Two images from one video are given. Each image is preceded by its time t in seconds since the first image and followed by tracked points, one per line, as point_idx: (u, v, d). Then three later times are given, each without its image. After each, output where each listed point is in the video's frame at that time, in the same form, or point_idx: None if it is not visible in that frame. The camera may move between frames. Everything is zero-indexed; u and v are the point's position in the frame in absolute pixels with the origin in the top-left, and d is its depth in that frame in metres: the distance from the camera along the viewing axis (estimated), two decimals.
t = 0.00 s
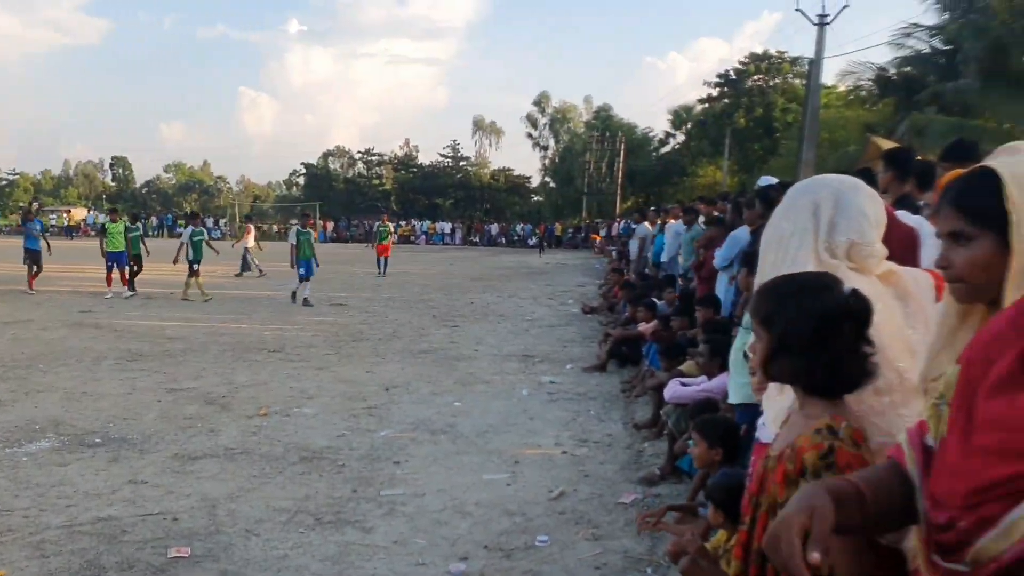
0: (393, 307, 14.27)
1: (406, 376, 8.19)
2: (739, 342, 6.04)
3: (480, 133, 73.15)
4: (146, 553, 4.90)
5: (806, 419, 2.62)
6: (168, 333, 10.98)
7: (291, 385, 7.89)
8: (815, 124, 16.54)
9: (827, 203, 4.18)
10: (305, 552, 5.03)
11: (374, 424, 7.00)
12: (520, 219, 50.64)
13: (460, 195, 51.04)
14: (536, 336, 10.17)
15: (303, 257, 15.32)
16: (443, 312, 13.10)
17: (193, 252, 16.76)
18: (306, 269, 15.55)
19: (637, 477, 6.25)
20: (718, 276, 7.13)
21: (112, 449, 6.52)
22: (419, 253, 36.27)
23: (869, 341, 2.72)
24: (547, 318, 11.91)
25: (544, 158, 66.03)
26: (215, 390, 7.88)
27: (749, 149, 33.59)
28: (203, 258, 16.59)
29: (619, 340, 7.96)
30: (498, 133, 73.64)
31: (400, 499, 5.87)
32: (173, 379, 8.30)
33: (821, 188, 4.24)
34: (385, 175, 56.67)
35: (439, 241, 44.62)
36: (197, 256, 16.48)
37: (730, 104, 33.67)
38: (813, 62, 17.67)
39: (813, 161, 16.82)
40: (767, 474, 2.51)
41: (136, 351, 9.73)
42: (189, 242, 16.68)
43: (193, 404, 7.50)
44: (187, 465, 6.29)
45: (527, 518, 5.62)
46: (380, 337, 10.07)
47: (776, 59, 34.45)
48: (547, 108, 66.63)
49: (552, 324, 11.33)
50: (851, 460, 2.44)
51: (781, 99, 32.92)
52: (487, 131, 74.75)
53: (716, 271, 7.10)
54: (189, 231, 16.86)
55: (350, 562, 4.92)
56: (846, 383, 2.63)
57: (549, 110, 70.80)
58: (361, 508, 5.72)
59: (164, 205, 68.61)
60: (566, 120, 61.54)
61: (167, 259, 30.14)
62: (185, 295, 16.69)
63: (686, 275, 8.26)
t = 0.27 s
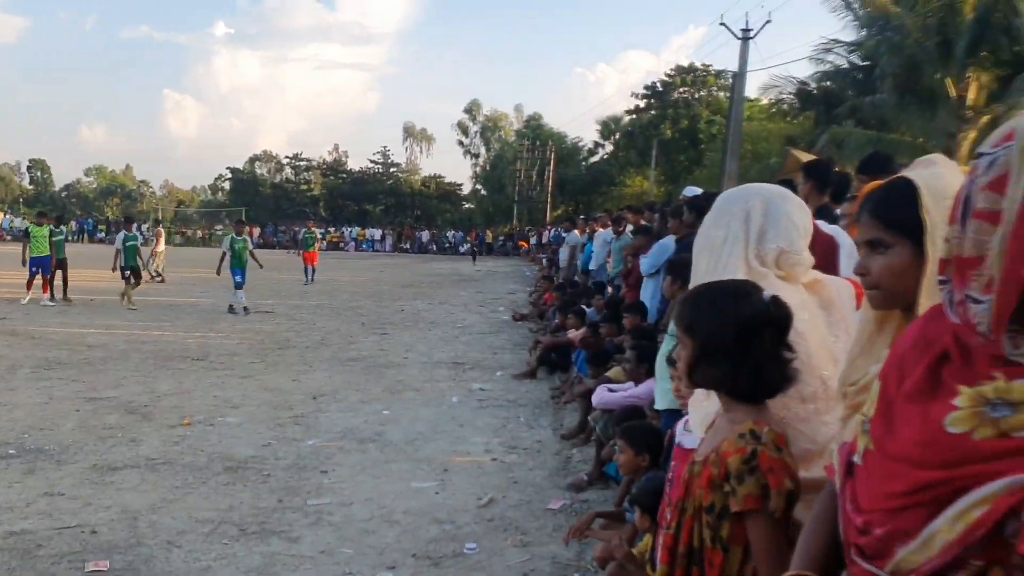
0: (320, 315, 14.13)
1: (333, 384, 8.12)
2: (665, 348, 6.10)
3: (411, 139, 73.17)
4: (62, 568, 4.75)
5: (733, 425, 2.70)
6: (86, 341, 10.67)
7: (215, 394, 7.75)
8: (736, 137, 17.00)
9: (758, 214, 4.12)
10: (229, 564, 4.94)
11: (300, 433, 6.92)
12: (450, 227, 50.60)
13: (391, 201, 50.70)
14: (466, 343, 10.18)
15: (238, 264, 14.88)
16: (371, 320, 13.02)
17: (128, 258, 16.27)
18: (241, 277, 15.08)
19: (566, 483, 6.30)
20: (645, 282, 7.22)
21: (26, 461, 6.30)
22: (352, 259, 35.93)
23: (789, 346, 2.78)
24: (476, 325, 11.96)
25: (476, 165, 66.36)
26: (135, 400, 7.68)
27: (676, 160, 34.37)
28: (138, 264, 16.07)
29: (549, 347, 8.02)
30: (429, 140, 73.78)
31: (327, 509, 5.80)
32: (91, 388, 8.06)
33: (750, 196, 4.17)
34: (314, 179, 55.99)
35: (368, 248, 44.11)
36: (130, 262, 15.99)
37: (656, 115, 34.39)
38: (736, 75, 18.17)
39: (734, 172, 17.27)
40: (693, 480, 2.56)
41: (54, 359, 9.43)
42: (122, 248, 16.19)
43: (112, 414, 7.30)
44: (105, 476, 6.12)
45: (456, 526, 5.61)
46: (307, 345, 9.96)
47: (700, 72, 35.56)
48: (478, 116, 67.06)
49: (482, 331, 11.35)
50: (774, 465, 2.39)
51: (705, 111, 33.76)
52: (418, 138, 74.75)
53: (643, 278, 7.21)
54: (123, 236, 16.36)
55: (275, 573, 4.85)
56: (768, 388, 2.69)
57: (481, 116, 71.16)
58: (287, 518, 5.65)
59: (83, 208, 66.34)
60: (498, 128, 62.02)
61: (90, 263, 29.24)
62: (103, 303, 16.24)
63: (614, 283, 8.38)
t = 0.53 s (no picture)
0: (242, 331, 13.89)
1: (256, 402, 7.99)
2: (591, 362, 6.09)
3: (339, 153, 72.82)
4: None
5: (656, 438, 2.76)
6: None
7: (133, 412, 7.55)
8: (659, 156, 17.30)
9: (688, 229, 4.20)
10: None
11: (222, 452, 6.78)
12: (378, 241, 50.23)
13: (316, 215, 49.99)
14: (393, 360, 10.13)
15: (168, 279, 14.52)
16: (295, 336, 12.86)
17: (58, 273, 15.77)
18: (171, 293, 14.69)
19: (493, 498, 6.26)
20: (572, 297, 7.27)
21: None
22: (279, 274, 35.39)
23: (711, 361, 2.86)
24: (403, 341, 11.92)
25: (405, 180, 66.35)
26: (49, 419, 7.42)
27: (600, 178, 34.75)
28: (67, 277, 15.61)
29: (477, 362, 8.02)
30: (357, 154, 73.58)
31: (249, 529, 5.67)
32: None
33: (681, 213, 4.27)
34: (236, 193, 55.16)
35: (293, 263, 43.31)
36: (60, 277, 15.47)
37: (582, 133, 34.92)
38: (660, 94, 18.52)
39: (658, 190, 17.57)
40: (620, 493, 2.63)
41: None
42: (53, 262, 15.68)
43: (24, 435, 7.04)
44: (16, 499, 5.89)
45: (381, 545, 5.52)
46: (229, 362, 9.77)
47: (625, 91, 35.69)
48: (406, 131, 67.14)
49: (409, 347, 11.31)
50: (697, 477, 2.49)
51: (630, 130, 34.41)
52: (346, 152, 74.37)
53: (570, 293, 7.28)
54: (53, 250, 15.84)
55: None
56: (690, 402, 2.74)
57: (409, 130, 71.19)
58: (208, 539, 5.50)
59: None
60: (427, 142, 62.18)
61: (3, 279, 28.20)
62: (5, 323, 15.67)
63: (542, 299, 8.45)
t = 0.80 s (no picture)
0: (191, 343, 13.70)
1: (206, 416, 7.87)
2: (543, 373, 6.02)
3: (291, 163, 72.35)
4: None
5: (609, 449, 2.73)
6: None
7: (78, 427, 7.40)
8: (612, 169, 17.39)
9: (647, 240, 4.20)
10: None
11: (170, 467, 6.66)
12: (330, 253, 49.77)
13: (267, 226, 49.40)
14: (345, 372, 10.05)
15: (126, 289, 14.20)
16: (246, 348, 12.72)
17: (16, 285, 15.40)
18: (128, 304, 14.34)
19: (445, 512, 6.20)
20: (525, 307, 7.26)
21: None
22: (231, 286, 34.90)
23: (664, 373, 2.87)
24: (356, 352, 11.85)
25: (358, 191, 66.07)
26: None
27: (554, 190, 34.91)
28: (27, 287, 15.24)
29: (431, 375, 7.99)
30: (309, 164, 73.14)
31: (197, 547, 5.53)
32: None
33: (642, 225, 4.28)
34: (185, 203, 54.34)
35: (243, 274, 42.75)
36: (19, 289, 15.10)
37: (536, 144, 35.12)
38: (612, 107, 18.65)
39: (611, 201, 17.71)
40: (573, 505, 2.67)
41: None
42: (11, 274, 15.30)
43: None
44: None
45: (331, 561, 5.40)
46: (178, 375, 9.62)
47: (578, 103, 36.05)
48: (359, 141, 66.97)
49: (362, 359, 11.22)
50: (648, 489, 2.53)
51: (583, 142, 34.67)
52: (298, 162, 73.83)
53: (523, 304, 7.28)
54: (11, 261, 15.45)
55: None
56: (641, 414, 2.73)
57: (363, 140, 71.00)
58: (154, 557, 5.35)
59: None
60: (381, 153, 62.02)
61: None
62: None
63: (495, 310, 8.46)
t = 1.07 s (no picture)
0: (158, 354, 13.47)
1: (173, 427, 7.71)
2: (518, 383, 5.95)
3: (262, 169, 71.89)
4: None
5: (585, 459, 2.66)
6: None
7: (42, 440, 7.20)
8: (587, 176, 17.32)
9: (628, 248, 4.07)
10: None
11: (137, 479, 6.50)
12: (302, 259, 49.35)
13: (237, 232, 48.87)
14: (316, 382, 9.91)
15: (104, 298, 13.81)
16: (215, 358, 12.53)
17: None
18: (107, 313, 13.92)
19: (420, 523, 6.06)
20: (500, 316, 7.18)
21: None
22: (203, 293, 34.36)
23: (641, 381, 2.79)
24: (327, 362, 11.72)
25: (331, 197, 65.71)
26: None
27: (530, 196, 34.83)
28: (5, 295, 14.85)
29: (404, 384, 7.91)
30: (282, 170, 72.75)
31: (165, 559, 5.29)
32: None
33: (621, 230, 4.14)
34: (155, 208, 53.57)
35: (214, 280, 42.19)
36: None
37: (511, 150, 35.11)
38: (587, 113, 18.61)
39: (586, 208, 17.66)
40: (547, 516, 2.61)
41: None
42: None
43: None
44: None
45: (304, 573, 5.20)
46: (145, 386, 9.43)
47: (553, 109, 36.13)
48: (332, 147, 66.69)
49: (333, 369, 11.08)
50: (623, 499, 2.47)
51: (558, 148, 34.68)
52: (270, 168, 73.35)
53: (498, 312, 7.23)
54: None
55: None
56: (617, 423, 2.65)
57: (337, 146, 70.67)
58: (122, 568, 5.13)
59: None
60: (354, 159, 61.80)
61: None
62: None
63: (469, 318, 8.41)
